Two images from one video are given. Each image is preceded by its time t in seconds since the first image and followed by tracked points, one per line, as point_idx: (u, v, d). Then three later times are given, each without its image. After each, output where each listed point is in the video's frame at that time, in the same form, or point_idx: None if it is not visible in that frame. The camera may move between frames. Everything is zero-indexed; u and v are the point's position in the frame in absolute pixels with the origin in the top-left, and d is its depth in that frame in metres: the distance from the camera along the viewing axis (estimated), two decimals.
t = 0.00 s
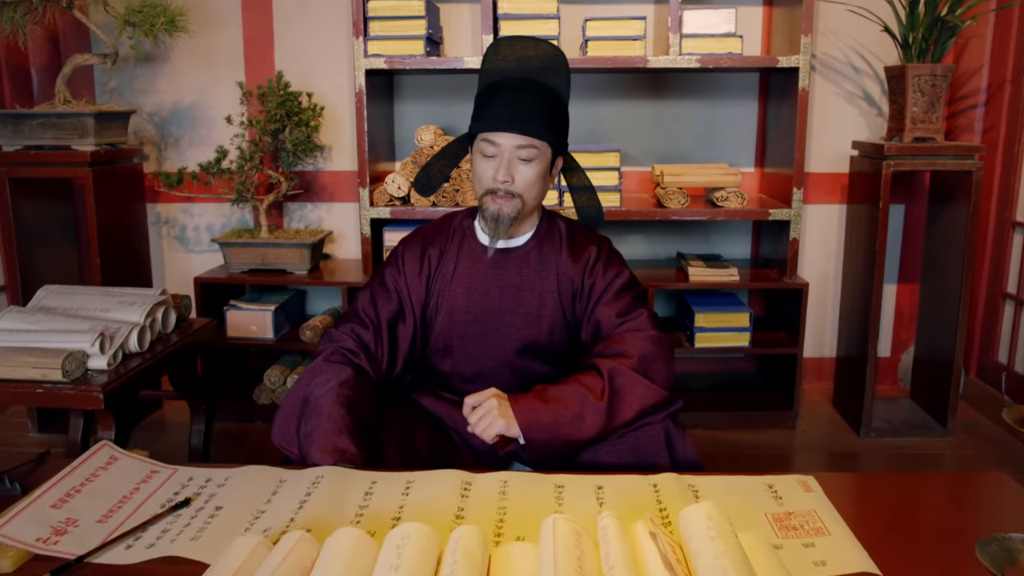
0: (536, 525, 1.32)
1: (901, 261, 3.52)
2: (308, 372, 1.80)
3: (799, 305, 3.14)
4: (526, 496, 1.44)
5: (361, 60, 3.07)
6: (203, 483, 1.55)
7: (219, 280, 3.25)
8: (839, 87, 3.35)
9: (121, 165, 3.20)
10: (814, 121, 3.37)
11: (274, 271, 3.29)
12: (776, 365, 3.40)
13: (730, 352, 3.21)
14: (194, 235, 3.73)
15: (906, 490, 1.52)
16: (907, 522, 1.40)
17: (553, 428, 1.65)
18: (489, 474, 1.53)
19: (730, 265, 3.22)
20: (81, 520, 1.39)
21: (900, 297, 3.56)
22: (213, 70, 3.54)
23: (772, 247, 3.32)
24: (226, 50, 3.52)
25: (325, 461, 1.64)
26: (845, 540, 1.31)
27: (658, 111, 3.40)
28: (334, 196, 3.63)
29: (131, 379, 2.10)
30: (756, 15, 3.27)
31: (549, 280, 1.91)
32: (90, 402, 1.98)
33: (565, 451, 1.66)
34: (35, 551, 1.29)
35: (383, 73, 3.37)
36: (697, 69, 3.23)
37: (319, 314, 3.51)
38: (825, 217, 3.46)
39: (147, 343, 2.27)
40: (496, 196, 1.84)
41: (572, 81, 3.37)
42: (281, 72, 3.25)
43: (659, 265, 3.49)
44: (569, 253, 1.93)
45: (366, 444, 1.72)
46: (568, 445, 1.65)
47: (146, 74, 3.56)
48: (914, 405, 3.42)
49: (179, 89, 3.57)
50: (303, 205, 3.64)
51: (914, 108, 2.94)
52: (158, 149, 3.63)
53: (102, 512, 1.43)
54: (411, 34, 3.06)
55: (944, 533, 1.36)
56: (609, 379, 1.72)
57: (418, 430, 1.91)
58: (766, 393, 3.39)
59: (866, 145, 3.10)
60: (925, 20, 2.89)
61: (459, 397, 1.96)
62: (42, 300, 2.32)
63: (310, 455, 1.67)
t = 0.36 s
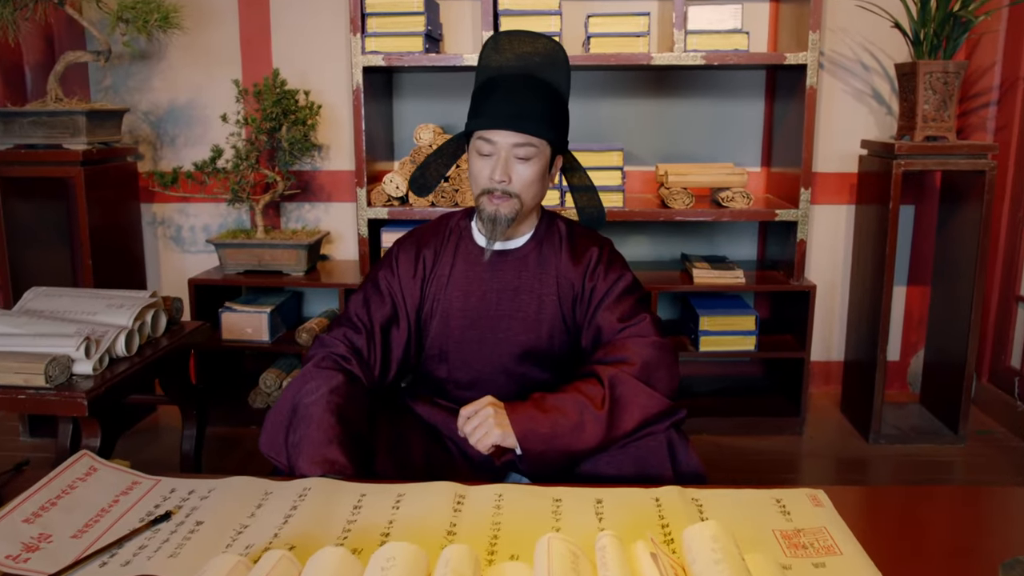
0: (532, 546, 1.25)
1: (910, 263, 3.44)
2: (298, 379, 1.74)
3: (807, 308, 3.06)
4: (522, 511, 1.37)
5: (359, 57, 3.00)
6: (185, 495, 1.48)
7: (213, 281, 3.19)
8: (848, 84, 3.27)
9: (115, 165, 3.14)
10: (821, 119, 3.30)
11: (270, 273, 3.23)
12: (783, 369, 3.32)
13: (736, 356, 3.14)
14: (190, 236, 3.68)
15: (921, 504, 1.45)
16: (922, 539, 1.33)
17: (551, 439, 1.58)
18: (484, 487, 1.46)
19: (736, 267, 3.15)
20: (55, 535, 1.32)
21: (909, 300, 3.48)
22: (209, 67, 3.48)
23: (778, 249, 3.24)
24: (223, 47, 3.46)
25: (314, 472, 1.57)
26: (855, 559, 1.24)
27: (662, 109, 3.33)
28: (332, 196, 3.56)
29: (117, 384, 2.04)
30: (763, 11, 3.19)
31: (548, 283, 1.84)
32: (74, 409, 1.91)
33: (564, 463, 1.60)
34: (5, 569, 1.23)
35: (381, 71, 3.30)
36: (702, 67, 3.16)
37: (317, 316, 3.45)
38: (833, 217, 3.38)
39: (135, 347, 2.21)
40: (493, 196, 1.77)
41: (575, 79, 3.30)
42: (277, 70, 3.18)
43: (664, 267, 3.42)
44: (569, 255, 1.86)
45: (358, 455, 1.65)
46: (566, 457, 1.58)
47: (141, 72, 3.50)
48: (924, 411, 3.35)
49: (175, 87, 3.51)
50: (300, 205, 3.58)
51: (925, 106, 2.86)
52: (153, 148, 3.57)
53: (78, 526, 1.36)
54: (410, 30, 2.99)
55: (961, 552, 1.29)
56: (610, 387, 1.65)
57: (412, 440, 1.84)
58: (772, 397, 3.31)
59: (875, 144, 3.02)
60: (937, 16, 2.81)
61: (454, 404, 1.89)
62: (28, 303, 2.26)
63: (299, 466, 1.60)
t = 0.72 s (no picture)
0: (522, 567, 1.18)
1: (919, 265, 3.36)
2: (282, 386, 1.67)
3: (813, 311, 2.98)
4: (512, 529, 1.30)
5: (353, 53, 2.93)
6: (160, 509, 1.41)
7: (205, 283, 3.12)
8: (855, 82, 3.19)
9: (105, 164, 3.08)
10: (827, 118, 3.22)
11: (264, 274, 3.16)
12: (788, 373, 3.24)
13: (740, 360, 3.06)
14: (183, 236, 3.61)
15: (934, 520, 1.37)
16: (933, 558, 1.25)
17: (545, 451, 1.50)
18: (473, 501, 1.39)
19: (740, 269, 3.07)
20: (20, 553, 1.25)
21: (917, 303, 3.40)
22: (202, 64, 3.42)
23: (783, 251, 3.17)
24: (217, 44, 3.39)
25: (296, 485, 1.50)
26: None
27: (665, 107, 3.25)
28: (328, 195, 3.49)
29: (98, 391, 1.97)
30: (768, 6, 3.11)
31: (544, 286, 1.76)
32: (51, 416, 1.84)
33: (559, 476, 1.52)
34: None
35: (377, 68, 3.23)
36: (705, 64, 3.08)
37: (311, 318, 3.38)
38: (839, 218, 3.30)
39: (119, 352, 2.15)
40: (485, 196, 1.71)
41: (576, 76, 3.23)
42: (270, 67, 3.11)
43: (666, 268, 3.34)
44: (566, 258, 1.78)
45: (344, 467, 1.58)
46: (561, 470, 1.51)
47: (133, 69, 3.44)
48: (933, 416, 3.26)
49: (168, 85, 3.45)
50: (296, 205, 3.51)
51: (934, 104, 2.78)
52: (146, 148, 3.51)
53: (45, 543, 1.29)
54: (405, 26, 2.92)
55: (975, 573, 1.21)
56: (608, 396, 1.57)
57: (402, 450, 1.76)
58: (776, 402, 3.24)
59: (883, 143, 2.94)
60: (947, 11, 2.73)
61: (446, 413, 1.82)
62: (9, 305, 2.20)
63: (282, 479, 1.53)
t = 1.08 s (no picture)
0: None
1: (928, 268, 3.27)
2: (265, 395, 1.60)
3: (819, 316, 2.90)
4: (502, 550, 1.22)
5: (347, 51, 2.86)
6: (132, 526, 1.34)
7: (197, 285, 3.06)
8: (862, 81, 3.11)
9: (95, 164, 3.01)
10: (834, 117, 3.14)
11: (257, 277, 3.09)
12: (793, 379, 3.16)
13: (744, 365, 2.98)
14: (177, 238, 3.55)
15: (948, 539, 1.29)
16: None
17: (539, 465, 1.43)
18: (462, 518, 1.32)
19: (744, 272, 2.99)
20: None
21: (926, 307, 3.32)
22: (195, 62, 3.35)
23: (789, 253, 3.09)
24: (210, 42, 3.33)
25: (276, 500, 1.43)
26: None
27: (667, 107, 3.18)
28: (323, 196, 3.42)
29: (78, 399, 1.91)
30: (773, 3, 3.04)
31: (538, 291, 1.69)
32: (27, 425, 1.78)
33: (553, 492, 1.45)
34: None
35: (373, 67, 3.16)
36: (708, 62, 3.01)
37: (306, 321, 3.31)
38: (846, 220, 3.22)
39: (101, 358, 2.08)
40: (479, 199, 1.62)
41: (576, 75, 3.16)
42: (263, 65, 3.04)
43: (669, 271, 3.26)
44: (561, 261, 1.71)
45: (327, 480, 1.51)
46: (555, 485, 1.44)
47: (126, 68, 3.38)
48: (943, 424, 3.18)
49: (161, 84, 3.39)
50: (291, 206, 3.44)
51: (945, 103, 2.70)
52: (138, 148, 3.44)
53: (7, 563, 1.22)
54: (401, 23, 2.85)
55: None
56: (604, 407, 1.50)
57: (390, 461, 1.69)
58: (781, 408, 3.16)
59: (891, 142, 2.86)
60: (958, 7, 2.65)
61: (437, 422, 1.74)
62: None
63: (262, 493, 1.46)
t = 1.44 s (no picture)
0: None
1: (941, 271, 3.19)
2: (250, 404, 1.53)
3: (829, 320, 2.83)
4: (493, 570, 1.15)
5: (345, 48, 2.80)
6: (106, 543, 1.27)
7: (193, 288, 3.00)
8: (873, 79, 3.03)
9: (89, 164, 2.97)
10: (844, 116, 3.06)
11: (254, 279, 3.04)
12: (802, 384, 3.09)
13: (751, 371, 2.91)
14: (174, 239, 3.50)
15: (968, 560, 1.21)
16: None
17: (535, 480, 1.36)
18: (452, 535, 1.25)
19: (752, 275, 2.92)
20: None
21: (939, 311, 3.24)
22: (192, 61, 3.30)
23: (797, 256, 3.01)
24: (207, 40, 3.28)
25: (259, 515, 1.37)
26: None
27: (672, 106, 3.11)
28: (322, 197, 3.37)
29: (62, 406, 1.85)
30: None
31: (535, 295, 1.62)
32: (7, 433, 1.72)
33: (550, 507, 1.38)
34: None
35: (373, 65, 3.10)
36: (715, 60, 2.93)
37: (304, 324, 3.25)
38: (856, 222, 3.15)
39: (88, 362, 2.02)
40: (480, 205, 1.56)
41: (579, 73, 3.09)
42: (260, 63, 2.98)
43: (675, 274, 3.19)
44: (559, 264, 1.64)
45: (315, 492, 1.45)
46: (552, 500, 1.37)
47: (123, 66, 3.33)
48: (956, 431, 3.10)
49: (158, 82, 3.34)
50: (289, 207, 3.38)
51: (959, 101, 2.62)
52: (135, 148, 3.39)
53: None
54: (400, 20, 2.79)
55: None
56: (603, 418, 1.43)
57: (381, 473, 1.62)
58: (790, 415, 3.08)
59: (902, 142, 2.78)
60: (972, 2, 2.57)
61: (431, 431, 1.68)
62: None
63: (245, 507, 1.40)
